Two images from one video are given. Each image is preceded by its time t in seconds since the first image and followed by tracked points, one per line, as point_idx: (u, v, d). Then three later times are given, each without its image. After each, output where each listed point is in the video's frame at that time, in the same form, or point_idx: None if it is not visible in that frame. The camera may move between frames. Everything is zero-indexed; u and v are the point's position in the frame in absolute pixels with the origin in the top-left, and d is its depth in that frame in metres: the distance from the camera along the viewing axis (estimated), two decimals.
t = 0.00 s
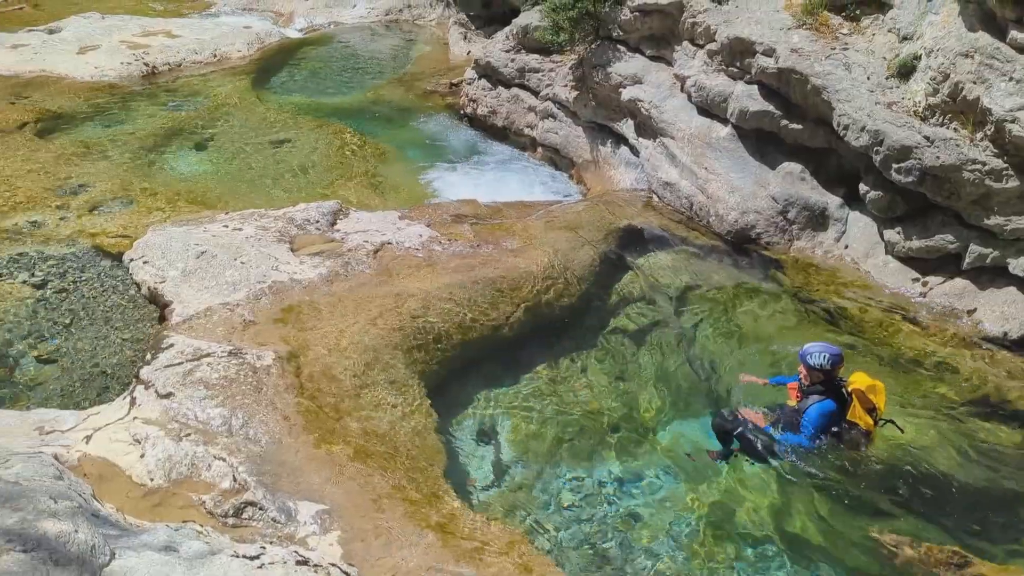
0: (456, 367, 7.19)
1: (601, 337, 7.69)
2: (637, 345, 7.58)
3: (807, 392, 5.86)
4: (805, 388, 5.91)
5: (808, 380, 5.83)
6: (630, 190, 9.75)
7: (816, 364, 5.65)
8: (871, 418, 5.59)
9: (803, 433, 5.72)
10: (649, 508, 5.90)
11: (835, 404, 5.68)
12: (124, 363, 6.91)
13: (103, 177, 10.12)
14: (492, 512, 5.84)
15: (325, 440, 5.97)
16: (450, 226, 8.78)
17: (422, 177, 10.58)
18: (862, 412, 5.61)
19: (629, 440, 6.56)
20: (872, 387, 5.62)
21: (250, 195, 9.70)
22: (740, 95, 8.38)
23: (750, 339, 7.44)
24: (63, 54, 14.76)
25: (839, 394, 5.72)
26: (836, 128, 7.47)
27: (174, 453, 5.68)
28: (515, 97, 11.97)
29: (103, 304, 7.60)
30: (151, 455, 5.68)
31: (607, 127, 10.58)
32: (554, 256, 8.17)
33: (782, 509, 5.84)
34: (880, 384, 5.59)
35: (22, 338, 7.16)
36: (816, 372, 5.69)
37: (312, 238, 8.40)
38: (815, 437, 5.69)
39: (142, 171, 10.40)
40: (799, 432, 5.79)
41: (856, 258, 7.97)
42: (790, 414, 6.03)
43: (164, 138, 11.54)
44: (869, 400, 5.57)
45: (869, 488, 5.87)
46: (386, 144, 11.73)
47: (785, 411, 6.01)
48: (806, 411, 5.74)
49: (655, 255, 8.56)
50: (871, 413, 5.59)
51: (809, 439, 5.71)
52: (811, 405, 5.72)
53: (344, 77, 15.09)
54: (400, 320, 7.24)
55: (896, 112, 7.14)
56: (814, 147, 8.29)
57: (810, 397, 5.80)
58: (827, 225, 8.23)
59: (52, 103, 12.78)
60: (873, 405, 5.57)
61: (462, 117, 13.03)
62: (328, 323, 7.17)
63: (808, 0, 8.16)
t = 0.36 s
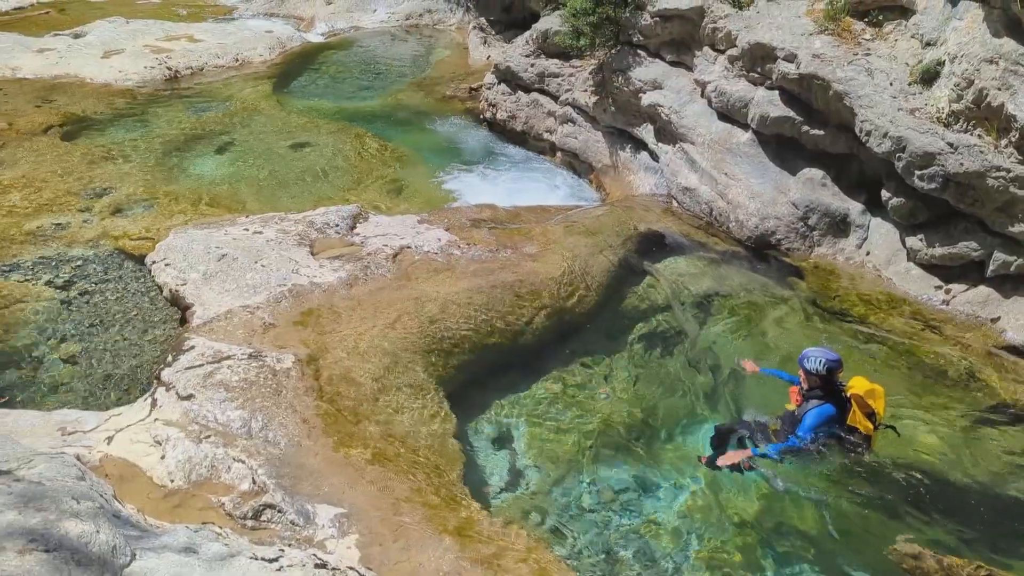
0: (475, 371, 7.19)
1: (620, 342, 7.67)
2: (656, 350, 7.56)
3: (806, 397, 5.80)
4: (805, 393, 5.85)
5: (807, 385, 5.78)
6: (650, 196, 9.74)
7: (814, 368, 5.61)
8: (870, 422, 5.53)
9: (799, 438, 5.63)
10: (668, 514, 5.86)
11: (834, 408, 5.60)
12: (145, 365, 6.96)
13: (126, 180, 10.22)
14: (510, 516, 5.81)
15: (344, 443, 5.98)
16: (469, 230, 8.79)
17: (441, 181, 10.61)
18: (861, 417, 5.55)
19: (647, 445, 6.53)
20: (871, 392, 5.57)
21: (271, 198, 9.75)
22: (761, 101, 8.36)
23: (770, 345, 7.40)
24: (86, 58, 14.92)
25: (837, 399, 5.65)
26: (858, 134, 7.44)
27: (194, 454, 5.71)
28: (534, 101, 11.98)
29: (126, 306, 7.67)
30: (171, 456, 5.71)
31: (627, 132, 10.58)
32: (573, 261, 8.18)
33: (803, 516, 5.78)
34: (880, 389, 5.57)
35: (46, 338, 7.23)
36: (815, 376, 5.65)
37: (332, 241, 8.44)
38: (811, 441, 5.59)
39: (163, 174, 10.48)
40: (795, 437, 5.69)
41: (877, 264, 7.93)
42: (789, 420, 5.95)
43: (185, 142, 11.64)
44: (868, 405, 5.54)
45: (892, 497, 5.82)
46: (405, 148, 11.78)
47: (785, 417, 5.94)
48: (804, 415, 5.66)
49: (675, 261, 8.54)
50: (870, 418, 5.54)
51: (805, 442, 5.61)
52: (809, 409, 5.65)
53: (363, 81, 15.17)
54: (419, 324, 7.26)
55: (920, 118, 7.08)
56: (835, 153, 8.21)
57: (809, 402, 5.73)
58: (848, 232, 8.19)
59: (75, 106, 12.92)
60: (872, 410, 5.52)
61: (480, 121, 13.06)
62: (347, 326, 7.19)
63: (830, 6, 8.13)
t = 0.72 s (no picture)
0: (488, 375, 7.19)
1: (633, 347, 7.65)
2: (670, 355, 7.55)
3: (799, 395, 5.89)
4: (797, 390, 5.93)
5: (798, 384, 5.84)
6: (664, 201, 9.73)
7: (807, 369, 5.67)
8: (863, 421, 5.64)
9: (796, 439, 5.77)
10: (682, 520, 5.83)
11: (827, 407, 5.69)
12: (161, 367, 7.00)
13: (142, 183, 10.28)
14: (523, 521, 5.80)
15: (358, 447, 5.98)
16: (483, 234, 8.80)
17: (454, 185, 10.63)
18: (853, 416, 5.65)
19: (661, 451, 6.50)
20: (862, 391, 5.66)
21: (286, 202, 9.79)
22: (777, 107, 8.35)
23: (785, 351, 7.37)
24: (104, 61, 15.03)
25: (830, 398, 5.74)
26: (875, 139, 7.39)
27: (208, 456, 5.73)
28: (548, 105, 11.99)
29: (142, 308, 7.71)
30: (186, 458, 5.73)
31: (641, 137, 10.57)
32: (587, 266, 8.17)
33: (818, 523, 5.74)
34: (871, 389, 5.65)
35: (62, 340, 7.27)
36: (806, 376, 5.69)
37: (346, 244, 8.46)
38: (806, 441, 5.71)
39: (179, 177, 10.54)
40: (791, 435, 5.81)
41: (893, 271, 7.89)
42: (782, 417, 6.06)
43: (200, 145, 11.70)
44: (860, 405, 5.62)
45: (909, 505, 5.78)
46: (418, 152, 11.81)
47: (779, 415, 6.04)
48: (798, 414, 5.76)
49: (689, 266, 8.53)
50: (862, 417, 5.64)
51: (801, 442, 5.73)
52: (803, 409, 5.74)
53: (377, 84, 15.22)
54: (432, 328, 7.26)
55: (937, 124, 7.04)
56: (851, 159, 8.19)
57: (802, 400, 5.81)
58: (864, 238, 8.16)
59: (92, 108, 13.02)
60: (865, 410, 5.60)
61: (494, 125, 13.08)
62: (361, 329, 7.21)
63: (846, 11, 8.11)
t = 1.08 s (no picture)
0: (502, 383, 7.18)
1: (649, 356, 7.64)
2: (685, 364, 7.52)
3: (794, 403, 5.96)
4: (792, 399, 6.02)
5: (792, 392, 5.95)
6: (680, 210, 9.72)
7: (802, 375, 5.76)
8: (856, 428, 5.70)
9: (788, 445, 5.80)
10: (697, 530, 5.78)
11: (820, 415, 5.78)
12: (178, 372, 7.03)
13: (160, 189, 10.36)
14: (537, 529, 5.77)
15: (372, 453, 5.97)
16: (499, 242, 8.82)
17: (468, 192, 10.65)
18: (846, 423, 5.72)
19: (675, 460, 6.47)
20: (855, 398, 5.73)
21: (303, 208, 9.85)
22: (794, 116, 8.34)
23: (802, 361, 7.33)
24: (124, 68, 15.19)
25: (824, 405, 5.82)
26: (893, 149, 7.38)
27: (224, 461, 5.75)
28: (564, 114, 12.02)
29: (159, 313, 7.76)
30: (202, 463, 5.76)
31: (657, 145, 10.57)
32: (602, 275, 8.17)
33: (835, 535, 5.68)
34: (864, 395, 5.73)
35: (80, 344, 7.33)
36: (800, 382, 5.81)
37: (362, 251, 8.49)
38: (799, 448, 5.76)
39: (197, 183, 10.62)
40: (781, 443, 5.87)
41: (911, 281, 7.85)
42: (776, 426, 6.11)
43: (218, 151, 11.79)
44: (853, 411, 5.69)
45: (928, 519, 5.72)
46: (433, 159, 11.85)
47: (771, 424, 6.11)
48: (790, 421, 5.84)
49: (704, 275, 8.51)
50: (855, 423, 5.71)
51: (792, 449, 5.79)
52: (796, 415, 5.82)
53: (393, 92, 15.30)
54: (447, 335, 7.26)
55: (956, 134, 7.02)
56: (869, 169, 8.15)
57: (795, 408, 5.90)
58: (881, 248, 8.13)
59: (111, 115, 13.15)
60: (858, 416, 5.69)
61: (510, 133, 13.11)
62: (376, 336, 7.22)
63: (864, 21, 8.10)
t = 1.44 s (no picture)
0: (517, 393, 7.17)
1: (664, 367, 7.62)
2: (701, 375, 7.50)
3: (792, 411, 5.96)
4: (790, 407, 6.01)
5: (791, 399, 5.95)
6: (696, 220, 9.71)
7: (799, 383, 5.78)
8: (854, 436, 5.72)
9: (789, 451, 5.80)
10: (713, 543, 5.74)
11: (819, 422, 5.77)
12: (195, 379, 7.07)
13: (179, 197, 10.45)
14: (551, 539, 5.75)
15: (387, 462, 5.96)
16: (514, 251, 8.83)
17: (485, 202, 10.68)
18: (845, 431, 5.75)
19: (691, 471, 6.43)
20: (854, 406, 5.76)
21: (321, 217, 9.90)
22: (812, 127, 8.32)
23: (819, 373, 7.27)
24: (144, 77, 15.34)
25: (822, 413, 5.80)
26: (911, 161, 7.35)
27: (240, 468, 5.77)
28: (580, 124, 12.04)
29: (177, 320, 7.82)
30: (218, 470, 5.78)
31: (673, 156, 10.57)
32: (618, 285, 8.16)
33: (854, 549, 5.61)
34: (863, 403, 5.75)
35: (98, 350, 7.38)
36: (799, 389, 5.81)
37: (378, 260, 8.53)
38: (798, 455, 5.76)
39: (215, 191, 10.70)
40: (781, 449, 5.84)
41: (929, 294, 7.80)
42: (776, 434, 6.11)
43: (237, 160, 11.88)
44: (851, 419, 5.72)
45: (949, 533, 5.66)
46: (449, 169, 11.89)
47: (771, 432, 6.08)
48: (789, 429, 5.82)
49: (720, 286, 8.50)
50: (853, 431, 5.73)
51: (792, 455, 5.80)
52: (795, 422, 5.81)
53: (409, 101, 15.38)
54: (462, 343, 7.26)
55: (975, 145, 6.95)
56: (887, 180, 8.11)
57: (794, 416, 5.89)
58: (899, 260, 8.09)
59: (131, 123, 13.29)
60: (856, 424, 5.72)
61: (525, 142, 13.15)
62: (392, 344, 7.23)
63: (883, 32, 8.07)
